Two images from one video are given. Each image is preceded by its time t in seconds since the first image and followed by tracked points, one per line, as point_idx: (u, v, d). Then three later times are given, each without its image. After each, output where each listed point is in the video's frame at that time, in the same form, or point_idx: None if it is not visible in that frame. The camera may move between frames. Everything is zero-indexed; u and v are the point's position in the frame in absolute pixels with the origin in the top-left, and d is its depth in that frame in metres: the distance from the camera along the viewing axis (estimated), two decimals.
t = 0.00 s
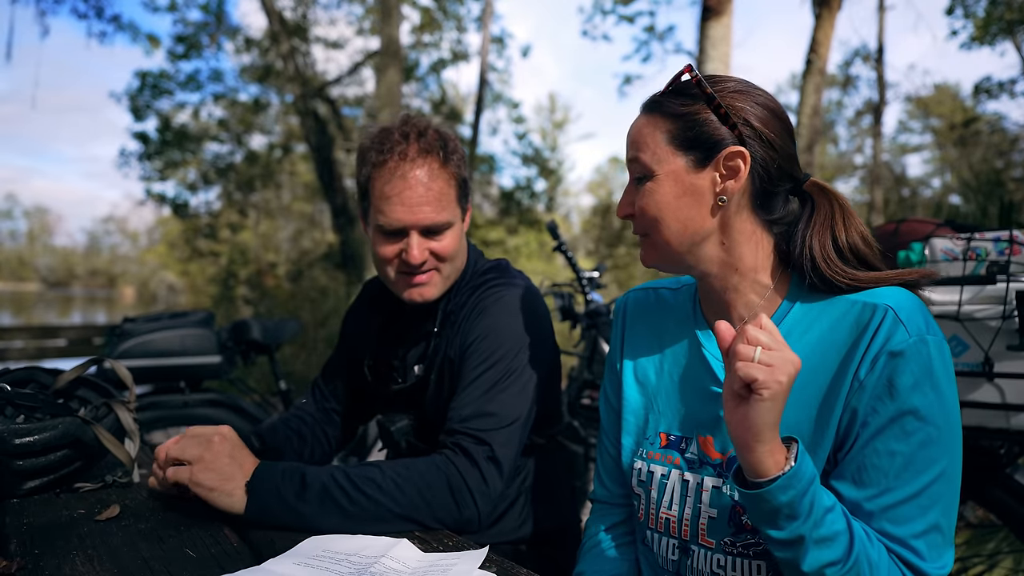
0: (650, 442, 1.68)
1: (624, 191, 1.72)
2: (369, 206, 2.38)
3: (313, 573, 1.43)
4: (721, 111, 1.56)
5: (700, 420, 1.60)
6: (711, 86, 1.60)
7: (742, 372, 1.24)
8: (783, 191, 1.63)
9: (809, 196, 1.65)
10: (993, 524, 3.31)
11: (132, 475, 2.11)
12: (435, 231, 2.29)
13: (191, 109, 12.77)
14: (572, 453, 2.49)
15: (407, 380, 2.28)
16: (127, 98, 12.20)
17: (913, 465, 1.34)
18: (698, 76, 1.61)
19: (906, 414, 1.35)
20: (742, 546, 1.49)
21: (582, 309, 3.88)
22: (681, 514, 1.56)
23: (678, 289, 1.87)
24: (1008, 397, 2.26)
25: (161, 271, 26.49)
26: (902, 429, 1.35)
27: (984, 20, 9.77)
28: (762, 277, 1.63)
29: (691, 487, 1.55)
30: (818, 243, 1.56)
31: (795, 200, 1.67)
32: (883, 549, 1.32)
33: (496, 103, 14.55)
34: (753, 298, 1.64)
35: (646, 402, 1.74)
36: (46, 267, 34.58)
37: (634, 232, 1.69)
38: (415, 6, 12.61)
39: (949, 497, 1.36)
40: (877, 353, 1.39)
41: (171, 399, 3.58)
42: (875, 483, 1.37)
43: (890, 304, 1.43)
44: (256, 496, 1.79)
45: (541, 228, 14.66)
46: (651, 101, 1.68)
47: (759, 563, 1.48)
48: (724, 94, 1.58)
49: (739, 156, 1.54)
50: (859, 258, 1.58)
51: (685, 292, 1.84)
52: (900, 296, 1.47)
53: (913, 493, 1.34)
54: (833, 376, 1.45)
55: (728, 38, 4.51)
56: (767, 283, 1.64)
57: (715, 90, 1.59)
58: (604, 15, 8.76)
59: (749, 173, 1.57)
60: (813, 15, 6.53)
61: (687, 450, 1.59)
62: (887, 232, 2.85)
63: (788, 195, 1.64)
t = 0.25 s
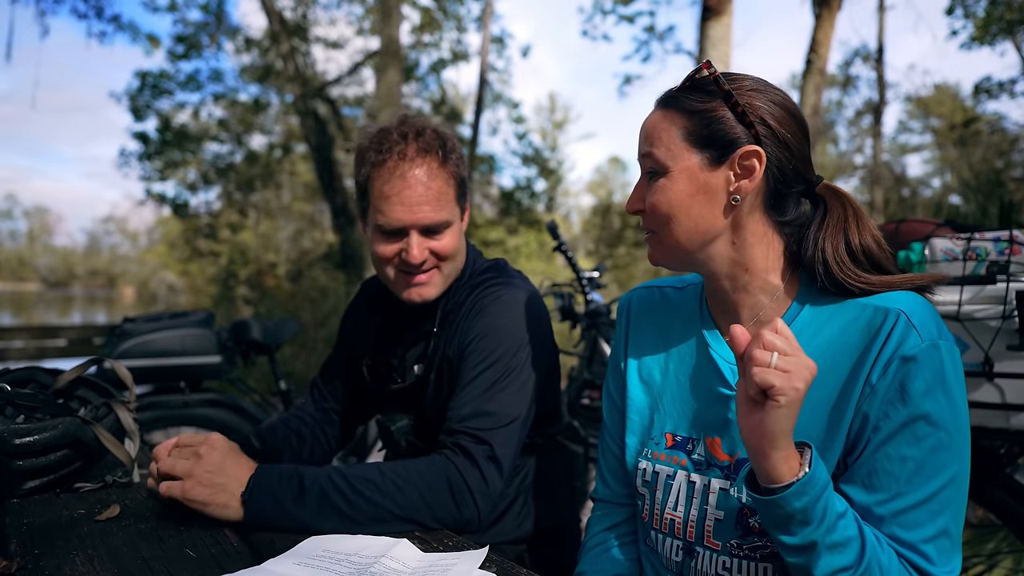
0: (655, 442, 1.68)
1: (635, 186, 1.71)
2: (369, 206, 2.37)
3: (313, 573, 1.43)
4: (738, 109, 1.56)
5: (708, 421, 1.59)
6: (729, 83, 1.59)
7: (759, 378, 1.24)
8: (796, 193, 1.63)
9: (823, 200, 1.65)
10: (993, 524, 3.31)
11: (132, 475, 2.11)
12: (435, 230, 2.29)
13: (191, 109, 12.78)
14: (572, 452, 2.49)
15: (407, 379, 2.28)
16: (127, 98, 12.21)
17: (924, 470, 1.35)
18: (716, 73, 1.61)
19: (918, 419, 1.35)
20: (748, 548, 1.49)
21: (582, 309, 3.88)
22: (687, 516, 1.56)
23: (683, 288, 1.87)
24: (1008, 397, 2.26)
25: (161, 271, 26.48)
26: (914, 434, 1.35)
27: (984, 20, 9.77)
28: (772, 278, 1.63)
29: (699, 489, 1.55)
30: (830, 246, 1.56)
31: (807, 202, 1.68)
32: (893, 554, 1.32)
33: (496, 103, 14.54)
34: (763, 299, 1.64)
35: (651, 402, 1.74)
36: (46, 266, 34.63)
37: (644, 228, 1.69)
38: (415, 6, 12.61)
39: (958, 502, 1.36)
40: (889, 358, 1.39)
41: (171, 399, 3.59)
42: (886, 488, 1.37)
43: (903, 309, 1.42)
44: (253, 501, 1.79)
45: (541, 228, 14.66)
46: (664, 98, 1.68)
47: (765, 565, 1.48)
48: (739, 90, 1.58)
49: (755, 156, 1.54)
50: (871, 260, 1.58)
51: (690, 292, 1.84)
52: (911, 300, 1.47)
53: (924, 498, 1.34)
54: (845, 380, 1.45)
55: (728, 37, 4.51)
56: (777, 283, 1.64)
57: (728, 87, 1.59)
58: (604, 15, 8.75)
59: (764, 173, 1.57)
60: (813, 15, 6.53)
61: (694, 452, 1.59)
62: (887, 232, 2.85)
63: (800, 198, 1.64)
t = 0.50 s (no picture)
0: (657, 442, 1.68)
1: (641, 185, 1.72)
2: (367, 207, 2.36)
3: (313, 574, 1.43)
4: (742, 106, 1.56)
5: (710, 421, 1.59)
6: (734, 82, 1.59)
7: (762, 380, 1.24)
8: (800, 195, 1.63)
9: (828, 202, 1.65)
10: (993, 524, 3.32)
11: (132, 475, 2.11)
12: (431, 230, 2.29)
13: (191, 109, 12.79)
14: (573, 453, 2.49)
15: (407, 378, 2.28)
16: (127, 98, 12.21)
17: (926, 473, 1.34)
18: (721, 71, 1.61)
19: (920, 422, 1.35)
20: (748, 549, 1.49)
21: (582, 309, 3.87)
22: (688, 516, 1.56)
23: (686, 287, 1.87)
24: (1008, 397, 2.26)
25: (161, 271, 26.48)
26: (916, 437, 1.35)
27: (984, 20, 9.76)
28: (775, 279, 1.63)
29: (699, 489, 1.55)
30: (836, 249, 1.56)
31: (811, 204, 1.67)
32: (894, 556, 1.32)
33: (496, 103, 14.53)
34: (766, 299, 1.64)
35: (653, 401, 1.74)
36: (46, 266, 34.65)
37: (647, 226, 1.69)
38: (415, 6, 12.60)
39: (960, 506, 1.36)
40: (893, 360, 1.39)
41: (171, 399, 3.58)
42: (888, 490, 1.37)
43: (906, 311, 1.42)
44: (251, 502, 1.79)
45: (541, 228, 14.66)
46: (668, 97, 1.68)
47: (766, 566, 1.47)
48: (744, 89, 1.57)
49: (759, 155, 1.54)
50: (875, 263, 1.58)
51: (692, 292, 1.84)
52: (915, 302, 1.47)
53: (926, 501, 1.34)
54: (848, 382, 1.45)
55: (728, 37, 4.51)
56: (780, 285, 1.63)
57: (732, 85, 1.59)
58: (604, 14, 8.75)
59: (768, 173, 1.57)
60: (813, 15, 6.53)
61: (695, 452, 1.59)
62: (887, 232, 2.85)
63: (804, 199, 1.64)
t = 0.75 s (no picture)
0: (655, 443, 1.67)
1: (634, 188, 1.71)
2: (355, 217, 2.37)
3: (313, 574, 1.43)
4: (736, 109, 1.56)
5: (709, 423, 1.59)
6: (727, 84, 1.59)
7: (759, 385, 1.24)
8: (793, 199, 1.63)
9: (822, 201, 1.65)
10: (993, 524, 3.31)
11: (132, 475, 2.11)
12: (414, 244, 2.28)
13: (191, 109, 12.79)
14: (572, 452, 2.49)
15: (409, 373, 2.28)
16: (127, 98, 12.21)
17: (925, 474, 1.35)
18: (713, 73, 1.60)
19: (919, 423, 1.35)
20: (748, 551, 1.49)
21: (582, 309, 3.87)
22: (687, 518, 1.56)
23: (684, 287, 1.87)
24: (1008, 397, 2.26)
25: (161, 271, 26.48)
26: (914, 439, 1.36)
27: (984, 20, 9.76)
28: (771, 281, 1.63)
29: (699, 491, 1.55)
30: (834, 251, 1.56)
31: (807, 203, 1.67)
32: (893, 558, 1.32)
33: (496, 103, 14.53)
34: (763, 301, 1.64)
35: (652, 402, 1.73)
36: (46, 266, 34.67)
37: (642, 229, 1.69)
38: (415, 6, 12.61)
39: (959, 507, 1.36)
40: (891, 362, 1.39)
41: (171, 400, 3.58)
42: (887, 492, 1.37)
43: (904, 312, 1.43)
44: (250, 504, 1.78)
45: (541, 228, 14.67)
46: (663, 98, 1.68)
47: (765, 568, 1.48)
48: (736, 91, 1.57)
49: (752, 157, 1.54)
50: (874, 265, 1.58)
51: (690, 292, 1.84)
52: (913, 304, 1.47)
53: (925, 502, 1.34)
54: (846, 384, 1.45)
55: (728, 37, 4.51)
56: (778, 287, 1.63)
57: (728, 87, 1.58)
58: (604, 14, 8.74)
59: (762, 174, 1.58)
60: (813, 15, 6.54)
61: (694, 453, 1.59)
62: (887, 232, 2.85)
63: (800, 199, 1.64)
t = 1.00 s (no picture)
0: (653, 444, 1.67)
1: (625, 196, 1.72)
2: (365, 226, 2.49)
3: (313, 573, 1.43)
4: (716, 115, 1.56)
5: (706, 425, 1.59)
6: (707, 89, 1.59)
7: (750, 387, 1.23)
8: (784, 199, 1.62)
9: (813, 195, 1.64)
10: (993, 524, 3.31)
11: (132, 476, 2.11)
12: (422, 254, 2.39)
13: (191, 109, 12.81)
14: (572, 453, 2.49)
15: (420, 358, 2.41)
16: (127, 98, 12.22)
17: (921, 476, 1.35)
18: (691, 80, 1.61)
19: (913, 426, 1.35)
20: (745, 553, 1.49)
21: (583, 309, 3.87)
22: (684, 519, 1.56)
23: (682, 289, 1.86)
24: (1008, 397, 2.26)
25: (161, 271, 26.48)
26: (909, 441, 1.36)
27: (984, 20, 9.75)
28: (766, 282, 1.63)
29: (696, 492, 1.55)
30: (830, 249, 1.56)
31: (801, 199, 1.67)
32: (888, 560, 1.32)
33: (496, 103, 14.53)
34: (759, 303, 1.65)
35: (649, 403, 1.74)
36: (46, 267, 34.64)
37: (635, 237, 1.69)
38: (415, 7, 12.61)
39: (956, 509, 1.36)
40: (885, 364, 1.39)
41: (171, 399, 3.58)
42: (881, 494, 1.37)
43: (900, 314, 1.42)
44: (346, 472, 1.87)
45: (541, 228, 14.67)
46: (647, 107, 1.68)
47: (762, 569, 1.48)
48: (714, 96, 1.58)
49: (736, 160, 1.54)
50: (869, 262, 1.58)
51: (689, 293, 1.84)
52: (912, 305, 1.46)
53: (920, 504, 1.34)
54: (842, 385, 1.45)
55: (728, 38, 4.51)
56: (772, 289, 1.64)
57: (713, 90, 1.59)
58: (604, 15, 8.75)
59: (747, 177, 1.57)
60: (813, 15, 6.54)
61: (692, 455, 1.59)
62: (887, 232, 2.85)
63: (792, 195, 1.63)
